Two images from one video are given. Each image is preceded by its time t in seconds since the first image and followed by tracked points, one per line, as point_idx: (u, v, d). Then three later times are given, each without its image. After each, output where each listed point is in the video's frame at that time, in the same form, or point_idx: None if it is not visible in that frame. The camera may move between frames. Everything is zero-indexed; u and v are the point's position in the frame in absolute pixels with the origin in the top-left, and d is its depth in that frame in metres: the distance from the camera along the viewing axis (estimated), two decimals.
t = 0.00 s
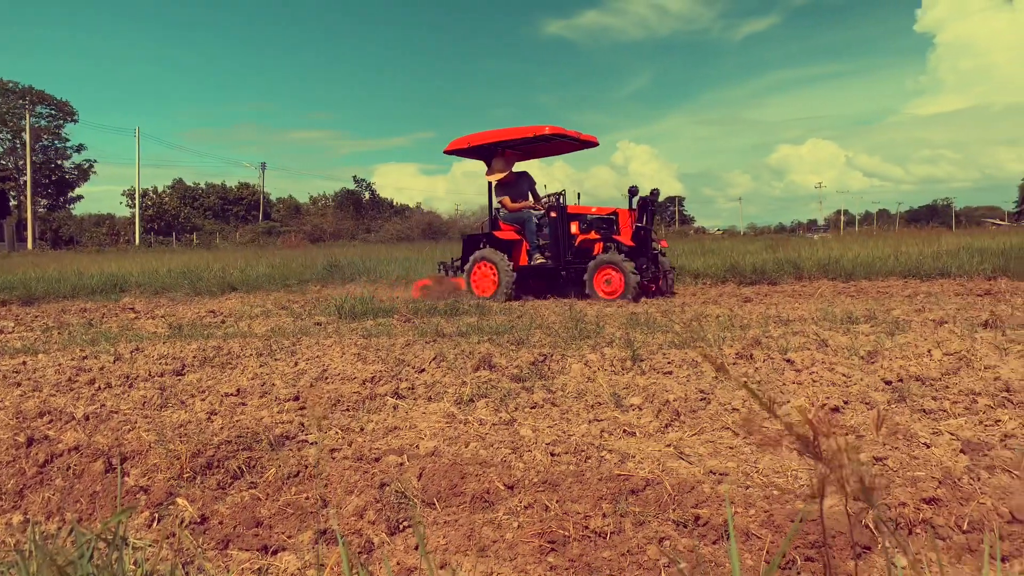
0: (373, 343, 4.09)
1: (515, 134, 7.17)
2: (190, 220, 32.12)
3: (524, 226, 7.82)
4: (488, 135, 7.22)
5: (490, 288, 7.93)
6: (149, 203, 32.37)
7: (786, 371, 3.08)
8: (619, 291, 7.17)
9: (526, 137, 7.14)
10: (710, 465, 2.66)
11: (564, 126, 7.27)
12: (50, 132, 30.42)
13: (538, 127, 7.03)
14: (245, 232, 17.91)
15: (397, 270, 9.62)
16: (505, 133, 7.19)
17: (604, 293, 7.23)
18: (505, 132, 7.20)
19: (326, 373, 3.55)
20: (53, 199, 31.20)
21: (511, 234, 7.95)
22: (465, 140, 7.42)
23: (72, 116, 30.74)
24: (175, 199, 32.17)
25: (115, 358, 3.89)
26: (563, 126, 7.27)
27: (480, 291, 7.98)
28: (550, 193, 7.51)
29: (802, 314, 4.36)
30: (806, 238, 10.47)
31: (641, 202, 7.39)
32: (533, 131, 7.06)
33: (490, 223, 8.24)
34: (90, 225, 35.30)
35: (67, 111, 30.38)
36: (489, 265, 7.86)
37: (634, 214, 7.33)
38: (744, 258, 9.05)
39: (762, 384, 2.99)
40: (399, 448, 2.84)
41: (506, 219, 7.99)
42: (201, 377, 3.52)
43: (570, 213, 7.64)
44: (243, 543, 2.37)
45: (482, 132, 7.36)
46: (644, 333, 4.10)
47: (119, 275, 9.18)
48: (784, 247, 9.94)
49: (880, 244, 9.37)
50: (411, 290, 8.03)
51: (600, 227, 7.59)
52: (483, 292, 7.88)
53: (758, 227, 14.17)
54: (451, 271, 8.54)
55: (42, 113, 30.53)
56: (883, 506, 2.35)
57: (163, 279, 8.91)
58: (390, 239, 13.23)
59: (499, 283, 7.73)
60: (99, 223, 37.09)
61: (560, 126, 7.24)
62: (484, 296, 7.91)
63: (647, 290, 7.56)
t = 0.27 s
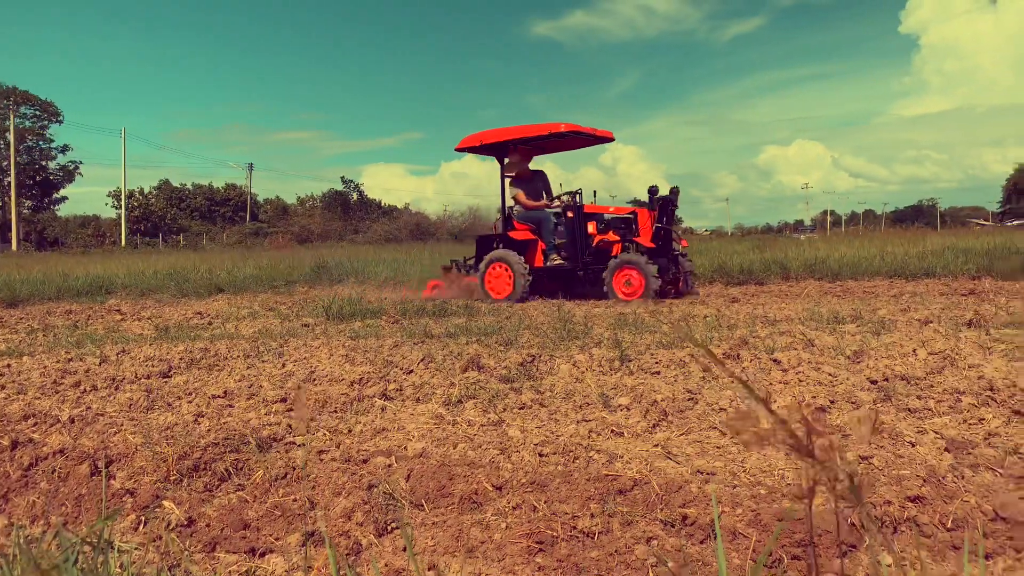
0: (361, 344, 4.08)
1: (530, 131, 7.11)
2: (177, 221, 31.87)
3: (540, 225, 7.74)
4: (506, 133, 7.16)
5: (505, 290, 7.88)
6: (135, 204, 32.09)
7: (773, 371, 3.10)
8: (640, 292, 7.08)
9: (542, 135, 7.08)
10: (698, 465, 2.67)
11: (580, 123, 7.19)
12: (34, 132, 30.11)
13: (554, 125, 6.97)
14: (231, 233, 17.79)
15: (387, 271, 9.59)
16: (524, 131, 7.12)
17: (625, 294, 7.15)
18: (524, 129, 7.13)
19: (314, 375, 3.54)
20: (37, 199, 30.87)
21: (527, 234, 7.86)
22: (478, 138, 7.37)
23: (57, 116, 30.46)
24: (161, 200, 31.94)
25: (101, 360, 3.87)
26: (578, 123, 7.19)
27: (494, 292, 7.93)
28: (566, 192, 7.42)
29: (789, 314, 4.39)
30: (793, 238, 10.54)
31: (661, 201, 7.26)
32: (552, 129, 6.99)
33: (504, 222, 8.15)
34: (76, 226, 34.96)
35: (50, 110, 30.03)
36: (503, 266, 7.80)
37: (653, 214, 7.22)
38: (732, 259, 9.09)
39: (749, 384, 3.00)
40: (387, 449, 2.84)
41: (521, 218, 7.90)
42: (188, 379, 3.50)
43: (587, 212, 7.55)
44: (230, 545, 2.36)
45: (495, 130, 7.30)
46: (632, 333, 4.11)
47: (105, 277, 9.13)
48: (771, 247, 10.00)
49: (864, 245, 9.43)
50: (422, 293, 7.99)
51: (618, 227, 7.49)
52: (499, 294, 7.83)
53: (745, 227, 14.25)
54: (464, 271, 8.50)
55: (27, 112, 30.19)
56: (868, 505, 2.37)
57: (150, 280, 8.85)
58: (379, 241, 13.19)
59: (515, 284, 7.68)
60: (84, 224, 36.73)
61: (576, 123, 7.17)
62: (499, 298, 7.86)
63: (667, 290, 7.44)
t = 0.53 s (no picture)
0: (346, 346, 4.07)
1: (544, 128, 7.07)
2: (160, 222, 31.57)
3: (555, 225, 7.67)
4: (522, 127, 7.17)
5: (519, 290, 7.88)
6: (118, 205, 31.78)
7: (757, 371, 3.11)
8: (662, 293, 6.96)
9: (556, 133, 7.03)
10: (682, 464, 2.68)
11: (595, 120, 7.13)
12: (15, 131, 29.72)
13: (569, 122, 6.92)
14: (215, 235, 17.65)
15: (374, 271, 9.56)
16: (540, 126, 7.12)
17: (645, 294, 7.03)
18: (541, 125, 7.13)
19: (298, 376, 3.52)
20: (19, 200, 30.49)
21: (542, 233, 7.76)
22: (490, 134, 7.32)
23: (37, 117, 30.09)
24: (144, 201, 31.65)
25: (83, 363, 3.83)
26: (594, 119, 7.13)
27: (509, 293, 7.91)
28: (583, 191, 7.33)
29: (772, 314, 4.41)
30: (776, 239, 10.61)
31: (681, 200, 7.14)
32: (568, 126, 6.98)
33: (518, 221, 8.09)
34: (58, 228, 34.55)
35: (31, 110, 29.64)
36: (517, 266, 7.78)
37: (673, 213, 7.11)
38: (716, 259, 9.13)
39: (732, 383, 3.01)
40: (372, 451, 2.83)
41: (534, 217, 7.83)
42: (171, 381, 3.48)
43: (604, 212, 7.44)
44: (214, 548, 2.35)
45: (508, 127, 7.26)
46: (617, 334, 4.12)
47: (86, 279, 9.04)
48: (754, 247, 10.06)
49: (848, 245, 9.48)
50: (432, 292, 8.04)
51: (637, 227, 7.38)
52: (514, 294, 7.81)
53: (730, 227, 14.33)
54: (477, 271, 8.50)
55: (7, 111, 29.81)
56: (850, 503, 2.39)
57: (132, 282, 8.78)
58: (366, 243, 13.13)
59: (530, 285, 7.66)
60: (66, 224, 36.30)
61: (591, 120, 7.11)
62: (514, 298, 7.85)
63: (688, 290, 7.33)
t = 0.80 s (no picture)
0: (326, 347, 4.05)
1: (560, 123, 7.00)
2: (137, 224, 31.14)
3: (569, 222, 7.56)
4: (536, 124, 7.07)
5: (531, 289, 7.76)
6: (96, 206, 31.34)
7: (735, 370, 3.13)
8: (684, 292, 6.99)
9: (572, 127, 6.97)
10: (662, 463, 2.70)
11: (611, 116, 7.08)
12: None
13: (586, 117, 6.86)
14: (194, 236, 17.45)
15: (358, 271, 9.52)
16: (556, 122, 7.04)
17: (667, 294, 7.04)
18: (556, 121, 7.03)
19: (277, 378, 3.50)
20: None
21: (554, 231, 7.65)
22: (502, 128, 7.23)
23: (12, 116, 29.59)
24: (121, 202, 31.23)
25: (58, 366, 3.79)
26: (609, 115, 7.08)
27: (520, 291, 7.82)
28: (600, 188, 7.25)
29: (750, 314, 4.45)
30: (755, 239, 10.72)
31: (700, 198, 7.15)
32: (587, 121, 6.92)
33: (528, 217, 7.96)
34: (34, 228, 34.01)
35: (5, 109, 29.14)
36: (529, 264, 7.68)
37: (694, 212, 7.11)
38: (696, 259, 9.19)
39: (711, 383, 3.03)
40: (351, 453, 2.83)
41: (546, 213, 7.72)
42: (149, 384, 3.45)
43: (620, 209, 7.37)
44: (192, 552, 2.33)
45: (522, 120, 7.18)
46: (597, 334, 4.13)
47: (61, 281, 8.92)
48: (734, 247, 10.14)
49: (826, 245, 9.60)
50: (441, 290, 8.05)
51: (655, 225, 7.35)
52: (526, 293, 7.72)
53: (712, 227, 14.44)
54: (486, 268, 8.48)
55: None
56: (827, 501, 2.42)
57: (109, 284, 8.67)
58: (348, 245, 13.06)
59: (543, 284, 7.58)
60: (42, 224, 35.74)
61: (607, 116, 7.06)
62: (525, 297, 7.76)
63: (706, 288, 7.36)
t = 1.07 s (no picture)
0: (303, 349, 4.02)
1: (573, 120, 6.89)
2: (111, 225, 30.66)
3: (584, 221, 7.46)
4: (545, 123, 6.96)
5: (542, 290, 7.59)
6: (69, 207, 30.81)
7: (712, 369, 3.15)
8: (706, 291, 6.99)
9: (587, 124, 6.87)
10: (641, 463, 2.71)
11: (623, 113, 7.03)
12: None
13: (601, 113, 6.78)
14: (169, 237, 17.23)
15: (340, 271, 9.47)
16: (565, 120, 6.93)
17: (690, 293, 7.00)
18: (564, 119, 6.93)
19: (254, 381, 3.48)
20: None
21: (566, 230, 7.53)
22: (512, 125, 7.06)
23: None
24: (94, 203, 30.75)
25: (29, 369, 3.73)
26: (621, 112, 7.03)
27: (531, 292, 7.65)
28: (617, 187, 7.21)
29: (727, 313, 4.48)
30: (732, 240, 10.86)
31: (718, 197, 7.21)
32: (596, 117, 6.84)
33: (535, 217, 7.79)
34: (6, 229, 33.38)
35: None
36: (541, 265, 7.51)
37: (715, 210, 7.16)
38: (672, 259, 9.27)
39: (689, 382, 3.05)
40: (329, 455, 2.82)
41: (556, 212, 7.57)
42: (123, 387, 3.40)
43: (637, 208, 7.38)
44: (167, 557, 2.30)
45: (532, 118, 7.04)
46: (576, 334, 4.14)
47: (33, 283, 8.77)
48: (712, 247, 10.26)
49: (799, 245, 9.73)
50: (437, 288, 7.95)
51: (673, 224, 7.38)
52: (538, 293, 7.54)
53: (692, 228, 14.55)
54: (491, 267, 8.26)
55: None
56: (803, 499, 2.44)
57: (83, 286, 8.54)
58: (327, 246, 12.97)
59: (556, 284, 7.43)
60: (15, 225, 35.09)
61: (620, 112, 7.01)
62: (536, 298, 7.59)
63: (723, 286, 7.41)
